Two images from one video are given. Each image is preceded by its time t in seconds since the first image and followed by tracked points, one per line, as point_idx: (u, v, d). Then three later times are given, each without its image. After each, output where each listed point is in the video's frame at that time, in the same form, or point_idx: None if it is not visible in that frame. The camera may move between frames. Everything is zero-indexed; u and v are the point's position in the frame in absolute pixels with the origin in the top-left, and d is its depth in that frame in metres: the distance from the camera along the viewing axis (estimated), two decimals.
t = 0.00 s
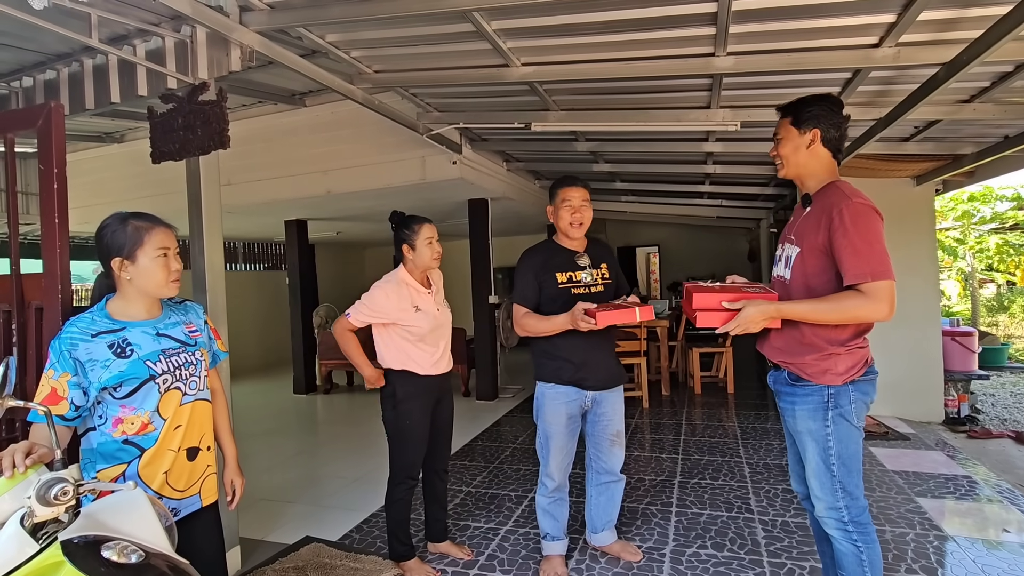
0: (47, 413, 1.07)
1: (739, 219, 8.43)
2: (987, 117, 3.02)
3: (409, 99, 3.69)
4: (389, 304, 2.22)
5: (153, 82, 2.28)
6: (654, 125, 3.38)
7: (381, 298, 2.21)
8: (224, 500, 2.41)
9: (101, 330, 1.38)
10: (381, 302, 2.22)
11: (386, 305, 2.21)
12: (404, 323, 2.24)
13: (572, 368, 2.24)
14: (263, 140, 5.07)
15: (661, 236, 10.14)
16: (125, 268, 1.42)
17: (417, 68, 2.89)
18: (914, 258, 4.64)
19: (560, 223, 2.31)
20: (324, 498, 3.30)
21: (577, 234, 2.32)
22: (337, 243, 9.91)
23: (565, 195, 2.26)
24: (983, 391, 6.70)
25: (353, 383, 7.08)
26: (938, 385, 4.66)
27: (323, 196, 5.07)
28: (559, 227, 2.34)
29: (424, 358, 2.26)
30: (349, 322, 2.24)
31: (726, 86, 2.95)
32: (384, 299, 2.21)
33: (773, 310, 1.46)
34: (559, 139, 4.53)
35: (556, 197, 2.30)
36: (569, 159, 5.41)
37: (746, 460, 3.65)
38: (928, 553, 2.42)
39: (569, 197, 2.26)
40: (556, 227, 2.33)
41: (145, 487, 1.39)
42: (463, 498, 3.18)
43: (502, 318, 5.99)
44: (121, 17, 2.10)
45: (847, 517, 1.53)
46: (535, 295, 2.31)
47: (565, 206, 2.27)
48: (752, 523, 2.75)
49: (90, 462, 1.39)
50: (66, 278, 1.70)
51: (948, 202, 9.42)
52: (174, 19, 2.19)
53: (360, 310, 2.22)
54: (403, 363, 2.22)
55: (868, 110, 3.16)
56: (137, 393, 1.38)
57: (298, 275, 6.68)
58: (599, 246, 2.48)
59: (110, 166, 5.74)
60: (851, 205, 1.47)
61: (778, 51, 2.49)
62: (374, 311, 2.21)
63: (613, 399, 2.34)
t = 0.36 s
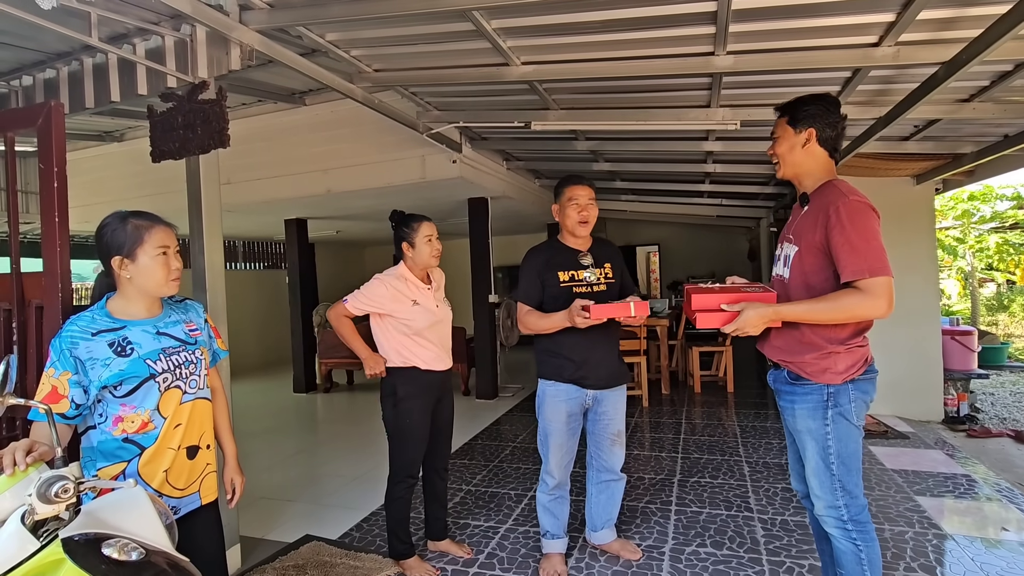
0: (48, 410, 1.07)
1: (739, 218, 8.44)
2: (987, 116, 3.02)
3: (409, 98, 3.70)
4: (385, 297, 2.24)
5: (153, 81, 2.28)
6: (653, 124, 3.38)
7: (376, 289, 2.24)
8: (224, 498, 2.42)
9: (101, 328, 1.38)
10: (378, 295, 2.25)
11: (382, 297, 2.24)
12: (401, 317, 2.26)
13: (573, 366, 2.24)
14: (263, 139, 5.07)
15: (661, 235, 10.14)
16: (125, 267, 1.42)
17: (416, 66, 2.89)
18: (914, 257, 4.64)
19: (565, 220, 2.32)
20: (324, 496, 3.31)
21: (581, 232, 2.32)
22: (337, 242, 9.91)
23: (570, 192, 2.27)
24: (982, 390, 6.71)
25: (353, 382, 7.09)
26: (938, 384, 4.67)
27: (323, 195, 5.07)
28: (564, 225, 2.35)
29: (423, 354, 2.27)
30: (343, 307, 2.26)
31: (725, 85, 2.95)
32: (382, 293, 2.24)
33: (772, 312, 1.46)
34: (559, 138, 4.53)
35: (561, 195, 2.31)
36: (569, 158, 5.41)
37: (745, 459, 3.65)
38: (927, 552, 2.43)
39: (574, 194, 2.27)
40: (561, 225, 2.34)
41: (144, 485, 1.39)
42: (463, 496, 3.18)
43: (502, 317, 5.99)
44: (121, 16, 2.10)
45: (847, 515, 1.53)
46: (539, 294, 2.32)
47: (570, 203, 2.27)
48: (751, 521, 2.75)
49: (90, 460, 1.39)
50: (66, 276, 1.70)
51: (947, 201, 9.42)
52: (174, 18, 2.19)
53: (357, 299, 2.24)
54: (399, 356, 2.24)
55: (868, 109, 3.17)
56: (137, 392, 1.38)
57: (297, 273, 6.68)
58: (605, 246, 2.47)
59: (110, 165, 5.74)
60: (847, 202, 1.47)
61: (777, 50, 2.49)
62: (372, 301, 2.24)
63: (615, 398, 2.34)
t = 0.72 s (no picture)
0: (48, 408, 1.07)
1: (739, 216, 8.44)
2: (986, 115, 3.03)
3: (409, 96, 3.69)
4: (385, 290, 2.26)
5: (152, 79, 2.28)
6: (653, 123, 3.38)
7: (376, 281, 2.25)
8: (224, 496, 2.42)
9: (101, 326, 1.38)
10: (378, 287, 2.26)
11: (382, 289, 2.25)
12: (400, 311, 2.26)
13: (575, 364, 2.25)
14: (262, 137, 5.06)
15: (661, 234, 10.14)
16: (125, 265, 1.42)
17: (416, 65, 2.88)
18: (914, 256, 4.65)
19: (568, 217, 2.31)
20: (323, 494, 3.31)
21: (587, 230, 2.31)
22: (336, 240, 9.91)
23: (575, 189, 2.27)
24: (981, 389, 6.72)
25: (352, 380, 7.09)
26: (937, 382, 4.67)
27: (322, 193, 5.07)
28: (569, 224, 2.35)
29: (421, 349, 2.26)
30: (345, 296, 2.27)
31: (725, 83, 2.94)
32: (383, 287, 2.25)
33: (773, 313, 1.46)
34: (559, 137, 4.53)
35: (564, 194, 2.32)
36: (569, 156, 5.41)
37: (745, 457, 3.66)
38: (926, 550, 2.43)
39: (579, 191, 2.27)
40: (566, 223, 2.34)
41: (145, 482, 1.39)
42: (463, 495, 3.18)
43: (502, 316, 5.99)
44: (121, 13, 2.10)
45: (846, 514, 1.54)
46: (542, 292, 2.33)
47: (575, 201, 2.27)
48: (750, 519, 2.76)
49: (91, 458, 1.40)
50: (66, 274, 1.70)
51: (947, 200, 9.43)
52: (174, 16, 2.19)
53: (359, 289, 2.24)
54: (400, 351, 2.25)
55: (868, 108, 3.17)
56: (137, 389, 1.38)
57: (297, 272, 6.68)
58: (609, 244, 2.47)
59: (110, 163, 5.73)
60: (846, 200, 1.47)
61: (777, 48, 2.49)
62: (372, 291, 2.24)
63: (619, 396, 2.34)
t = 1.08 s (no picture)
0: (47, 405, 1.07)
1: (740, 215, 8.43)
2: (988, 113, 3.02)
3: (409, 94, 3.69)
4: (390, 284, 2.25)
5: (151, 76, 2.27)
6: (654, 120, 3.37)
7: (381, 276, 2.26)
8: (224, 493, 2.42)
9: (101, 324, 1.38)
10: (382, 281, 2.26)
11: (387, 283, 2.25)
12: (404, 306, 2.26)
13: (576, 362, 2.24)
14: (262, 134, 5.05)
15: (661, 232, 10.13)
16: (122, 262, 1.42)
17: (416, 62, 2.88)
18: (915, 254, 4.64)
19: (570, 217, 2.30)
20: (323, 492, 3.31)
21: (588, 227, 2.31)
22: (336, 238, 9.90)
23: (575, 188, 2.26)
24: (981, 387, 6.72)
25: (352, 378, 7.09)
26: (937, 381, 4.67)
27: (323, 191, 5.06)
28: (571, 223, 2.34)
29: (423, 344, 2.26)
30: (348, 288, 2.28)
31: (726, 81, 2.93)
32: (387, 282, 2.26)
33: (778, 308, 1.46)
34: (559, 135, 4.52)
35: (565, 192, 2.30)
36: (570, 154, 5.39)
37: (745, 455, 3.65)
38: (925, 548, 2.43)
39: (579, 189, 2.26)
40: (569, 222, 2.33)
41: (144, 480, 1.39)
42: (463, 492, 3.19)
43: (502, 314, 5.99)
44: (120, 10, 2.09)
45: (850, 512, 1.54)
46: (543, 291, 2.32)
47: (577, 199, 2.26)
48: (750, 518, 2.76)
49: (90, 455, 1.40)
50: (66, 272, 1.70)
51: (948, 198, 9.42)
52: (173, 13, 2.18)
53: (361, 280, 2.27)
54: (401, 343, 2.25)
55: (869, 106, 3.16)
56: (137, 387, 1.38)
57: (297, 270, 6.67)
58: (609, 241, 2.46)
59: (110, 160, 5.72)
60: (852, 197, 1.47)
61: (779, 45, 2.48)
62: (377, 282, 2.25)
63: (620, 394, 2.34)
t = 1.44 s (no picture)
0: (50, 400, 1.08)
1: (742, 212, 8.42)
2: (993, 110, 3.00)
3: (411, 90, 3.68)
4: (399, 285, 2.24)
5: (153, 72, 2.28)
6: (656, 117, 3.36)
7: (390, 278, 2.23)
8: (226, 489, 2.42)
9: (103, 319, 1.38)
10: (391, 285, 2.23)
11: (395, 284, 2.23)
12: (411, 306, 2.26)
13: (577, 358, 2.24)
14: (264, 131, 5.05)
15: (663, 229, 10.12)
16: (116, 258, 1.42)
17: (418, 58, 2.87)
18: (918, 253, 4.62)
19: (571, 214, 2.30)
20: (325, 488, 3.32)
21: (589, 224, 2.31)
22: (338, 235, 9.91)
23: (575, 185, 2.25)
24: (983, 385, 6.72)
25: (354, 375, 7.10)
26: (939, 379, 4.66)
27: (324, 188, 5.06)
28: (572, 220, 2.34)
29: (429, 343, 2.26)
30: (360, 304, 2.24)
31: (729, 77, 2.93)
32: (396, 282, 2.23)
33: (785, 308, 1.45)
34: (561, 132, 4.51)
35: (566, 189, 2.30)
36: (572, 151, 5.38)
37: (747, 453, 3.65)
38: (927, 546, 2.43)
39: (579, 186, 2.25)
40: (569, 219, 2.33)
41: (147, 475, 1.40)
42: (465, 489, 3.19)
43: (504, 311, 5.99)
44: (122, 6, 2.09)
45: (852, 509, 1.54)
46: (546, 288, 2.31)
47: (576, 196, 2.25)
48: (752, 515, 2.76)
49: (93, 450, 1.40)
50: (69, 267, 1.70)
51: (951, 196, 9.40)
52: (175, 8, 2.18)
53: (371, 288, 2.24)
54: (409, 345, 2.24)
55: (873, 103, 3.15)
56: (139, 382, 1.38)
57: (299, 267, 6.68)
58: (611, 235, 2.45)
59: (113, 157, 5.73)
60: (858, 196, 1.46)
61: (782, 42, 2.47)
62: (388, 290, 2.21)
63: (620, 391, 2.34)
